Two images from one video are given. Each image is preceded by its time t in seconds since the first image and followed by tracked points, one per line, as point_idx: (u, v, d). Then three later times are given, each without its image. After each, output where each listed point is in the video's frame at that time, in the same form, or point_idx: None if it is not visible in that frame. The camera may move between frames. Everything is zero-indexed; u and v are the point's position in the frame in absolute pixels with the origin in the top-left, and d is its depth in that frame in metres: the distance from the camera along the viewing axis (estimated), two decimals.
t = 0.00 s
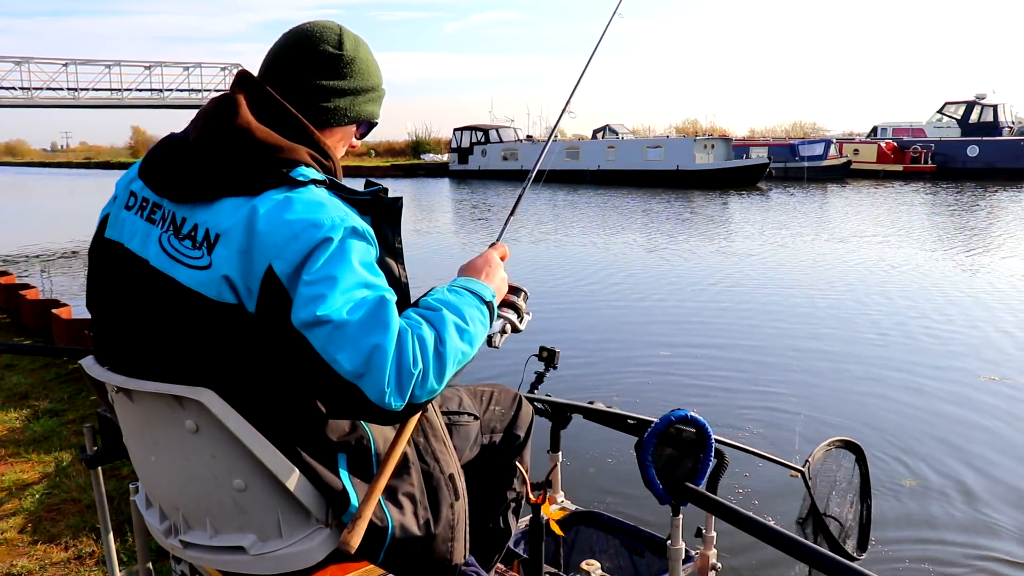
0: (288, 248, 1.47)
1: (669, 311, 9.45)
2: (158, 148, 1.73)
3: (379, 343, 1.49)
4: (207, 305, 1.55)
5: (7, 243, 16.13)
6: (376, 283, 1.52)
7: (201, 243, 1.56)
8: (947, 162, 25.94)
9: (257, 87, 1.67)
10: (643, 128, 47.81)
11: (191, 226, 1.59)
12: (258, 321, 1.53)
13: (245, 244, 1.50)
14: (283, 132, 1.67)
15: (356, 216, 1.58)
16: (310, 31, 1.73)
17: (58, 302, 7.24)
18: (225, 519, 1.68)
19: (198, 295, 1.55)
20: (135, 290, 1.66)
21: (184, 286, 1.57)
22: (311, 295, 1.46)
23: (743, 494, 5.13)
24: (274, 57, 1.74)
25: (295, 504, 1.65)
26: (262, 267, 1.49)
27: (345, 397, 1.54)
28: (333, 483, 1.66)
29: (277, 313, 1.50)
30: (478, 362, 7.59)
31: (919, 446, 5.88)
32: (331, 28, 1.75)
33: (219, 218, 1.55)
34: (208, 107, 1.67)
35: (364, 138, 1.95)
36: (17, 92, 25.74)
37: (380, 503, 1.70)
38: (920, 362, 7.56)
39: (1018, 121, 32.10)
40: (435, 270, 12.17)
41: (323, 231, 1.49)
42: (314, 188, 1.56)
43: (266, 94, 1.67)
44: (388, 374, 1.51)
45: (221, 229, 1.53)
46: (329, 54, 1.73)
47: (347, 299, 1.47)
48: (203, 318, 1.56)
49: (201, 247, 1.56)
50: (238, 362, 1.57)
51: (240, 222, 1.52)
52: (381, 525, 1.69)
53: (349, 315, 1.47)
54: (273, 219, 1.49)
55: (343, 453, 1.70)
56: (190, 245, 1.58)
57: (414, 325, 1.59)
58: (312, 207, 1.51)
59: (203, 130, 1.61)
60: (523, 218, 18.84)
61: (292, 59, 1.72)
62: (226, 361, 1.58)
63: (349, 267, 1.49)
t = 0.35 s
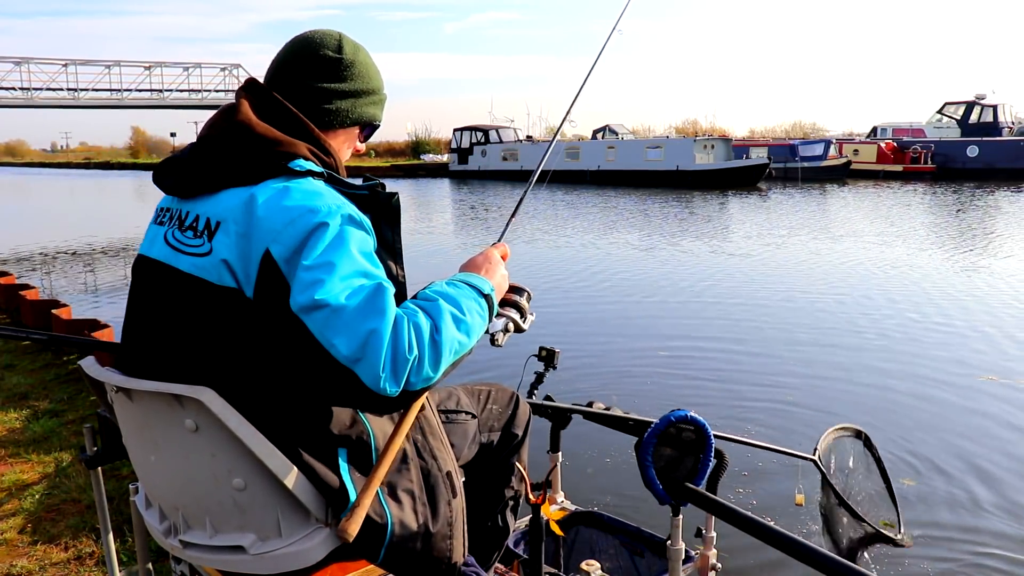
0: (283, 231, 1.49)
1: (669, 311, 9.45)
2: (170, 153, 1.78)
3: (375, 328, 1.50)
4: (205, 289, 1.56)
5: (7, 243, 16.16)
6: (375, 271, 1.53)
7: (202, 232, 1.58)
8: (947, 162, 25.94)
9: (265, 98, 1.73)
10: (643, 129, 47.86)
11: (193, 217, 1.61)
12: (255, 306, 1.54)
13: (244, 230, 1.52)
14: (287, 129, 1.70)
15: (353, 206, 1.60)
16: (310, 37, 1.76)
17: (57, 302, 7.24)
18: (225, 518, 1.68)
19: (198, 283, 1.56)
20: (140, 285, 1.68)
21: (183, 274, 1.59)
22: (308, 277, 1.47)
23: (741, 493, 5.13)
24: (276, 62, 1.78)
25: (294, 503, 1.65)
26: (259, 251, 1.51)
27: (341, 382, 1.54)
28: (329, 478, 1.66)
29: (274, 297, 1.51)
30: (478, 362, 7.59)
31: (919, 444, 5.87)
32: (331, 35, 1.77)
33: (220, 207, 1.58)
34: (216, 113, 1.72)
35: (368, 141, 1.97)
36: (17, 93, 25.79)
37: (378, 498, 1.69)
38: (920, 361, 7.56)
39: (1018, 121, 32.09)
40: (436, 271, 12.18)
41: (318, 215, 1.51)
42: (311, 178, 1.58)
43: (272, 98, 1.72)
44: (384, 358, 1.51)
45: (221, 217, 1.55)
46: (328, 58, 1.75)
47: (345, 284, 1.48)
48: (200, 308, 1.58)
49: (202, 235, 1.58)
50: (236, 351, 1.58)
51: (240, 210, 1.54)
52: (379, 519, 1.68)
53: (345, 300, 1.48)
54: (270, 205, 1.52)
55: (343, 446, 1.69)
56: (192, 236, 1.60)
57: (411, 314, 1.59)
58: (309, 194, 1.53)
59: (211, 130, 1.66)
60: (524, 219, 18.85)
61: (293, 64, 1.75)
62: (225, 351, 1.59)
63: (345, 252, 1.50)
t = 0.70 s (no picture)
0: (298, 208, 1.59)
1: (669, 310, 9.44)
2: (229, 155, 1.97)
3: (384, 305, 1.57)
4: (225, 263, 1.64)
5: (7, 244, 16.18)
6: (388, 254, 1.62)
7: (229, 213, 1.70)
8: (947, 162, 25.94)
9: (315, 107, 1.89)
10: (643, 129, 47.89)
11: (226, 203, 1.74)
12: (269, 281, 1.62)
13: (264, 208, 1.63)
14: (336, 134, 1.86)
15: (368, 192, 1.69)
16: (355, 54, 1.92)
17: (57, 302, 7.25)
18: (225, 517, 1.68)
19: (219, 258, 1.66)
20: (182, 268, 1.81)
21: (206, 250, 1.68)
22: (320, 251, 1.56)
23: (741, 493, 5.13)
24: (325, 77, 1.94)
25: (294, 504, 1.65)
26: (275, 225, 1.61)
27: (351, 357, 1.62)
28: (318, 468, 1.67)
29: (287, 272, 1.59)
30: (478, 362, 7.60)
31: (918, 443, 5.88)
32: (373, 51, 1.92)
33: (249, 191, 1.70)
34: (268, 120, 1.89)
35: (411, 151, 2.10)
36: (17, 93, 25.83)
37: (371, 498, 1.70)
38: (919, 361, 7.56)
39: (1018, 121, 32.09)
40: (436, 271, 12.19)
41: (333, 196, 1.60)
42: (337, 167, 1.70)
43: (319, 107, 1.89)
44: (391, 336, 1.58)
45: (247, 197, 1.67)
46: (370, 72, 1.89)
47: (358, 261, 1.57)
48: (217, 287, 1.64)
49: (229, 216, 1.69)
50: (248, 332, 1.64)
51: (264, 192, 1.66)
52: (367, 518, 1.68)
53: (357, 277, 1.56)
54: (291, 186, 1.63)
55: (343, 435, 1.70)
56: (221, 217, 1.72)
57: (422, 296, 1.67)
58: (326, 178, 1.64)
59: (258, 131, 1.82)
60: (524, 219, 18.85)
61: (339, 78, 1.90)
62: (237, 333, 1.65)
63: (358, 231, 1.59)
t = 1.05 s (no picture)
0: (328, 200, 1.59)
1: (669, 310, 9.45)
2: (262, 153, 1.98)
3: (403, 301, 1.56)
4: (255, 252, 1.64)
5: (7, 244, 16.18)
6: (412, 254, 1.62)
7: (263, 204, 1.70)
8: (947, 162, 25.93)
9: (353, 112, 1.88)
10: (643, 129, 47.90)
11: (261, 195, 1.74)
12: (294, 271, 1.61)
13: (295, 199, 1.63)
14: (373, 143, 1.85)
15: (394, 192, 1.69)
16: (393, 67, 1.93)
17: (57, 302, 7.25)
18: (224, 516, 1.69)
19: (247, 247, 1.66)
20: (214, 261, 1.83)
21: (237, 240, 1.69)
22: (346, 243, 1.56)
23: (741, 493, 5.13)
24: (363, 87, 1.95)
25: (292, 504, 1.65)
26: (304, 215, 1.60)
27: (363, 348, 1.60)
28: (325, 462, 1.67)
29: (311, 264, 1.59)
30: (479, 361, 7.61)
31: (918, 442, 5.88)
32: (410, 66, 1.94)
33: (282, 185, 1.70)
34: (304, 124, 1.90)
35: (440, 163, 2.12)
36: (17, 93, 25.84)
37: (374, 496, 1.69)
38: (919, 361, 7.57)
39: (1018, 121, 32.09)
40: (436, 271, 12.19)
41: (361, 192, 1.60)
42: (368, 168, 1.70)
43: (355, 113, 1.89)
44: (407, 332, 1.58)
45: (282, 189, 1.67)
46: (407, 84, 1.91)
47: (383, 257, 1.56)
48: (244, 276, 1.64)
49: (263, 206, 1.70)
50: (266, 325, 1.64)
51: (297, 184, 1.66)
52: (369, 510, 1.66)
53: (379, 271, 1.55)
54: (324, 180, 1.63)
55: (349, 428, 1.70)
56: (255, 207, 1.72)
57: (439, 294, 1.66)
58: (357, 176, 1.64)
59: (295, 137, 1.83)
60: (524, 219, 18.87)
61: (377, 90, 1.91)
62: (257, 322, 1.64)
63: (384, 227, 1.58)
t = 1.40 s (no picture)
0: (319, 201, 1.57)
1: (669, 310, 9.45)
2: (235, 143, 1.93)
3: (405, 297, 1.57)
4: (242, 256, 1.62)
5: (7, 244, 16.20)
6: (407, 247, 1.61)
7: (247, 205, 1.68)
8: (947, 163, 25.93)
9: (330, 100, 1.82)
10: (643, 129, 47.94)
11: (244, 194, 1.71)
12: (288, 275, 1.61)
13: (285, 200, 1.61)
14: (351, 130, 1.79)
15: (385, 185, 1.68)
16: (363, 45, 1.84)
17: (57, 302, 7.25)
18: (223, 516, 1.69)
19: (236, 251, 1.64)
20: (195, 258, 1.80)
21: (223, 243, 1.67)
22: (341, 245, 1.55)
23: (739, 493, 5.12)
24: (332, 67, 1.86)
25: (292, 503, 1.65)
26: (296, 218, 1.59)
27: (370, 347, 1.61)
28: (333, 468, 1.65)
29: (308, 265, 1.58)
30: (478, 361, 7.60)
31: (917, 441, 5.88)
32: (380, 41, 1.85)
33: (266, 183, 1.67)
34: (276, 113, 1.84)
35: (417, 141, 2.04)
36: (17, 94, 25.85)
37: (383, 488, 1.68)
38: (918, 361, 7.57)
39: (1018, 121, 32.13)
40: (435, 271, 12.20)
41: (353, 188, 1.58)
42: (354, 161, 1.67)
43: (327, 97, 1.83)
44: (411, 327, 1.58)
45: (266, 189, 1.65)
46: (379, 61, 1.82)
47: (380, 255, 1.56)
48: (234, 279, 1.63)
49: (247, 208, 1.67)
50: (262, 326, 1.63)
51: (283, 185, 1.63)
52: (381, 506, 1.66)
53: (377, 270, 1.55)
54: (311, 179, 1.61)
55: (355, 427, 1.67)
56: (238, 210, 1.69)
57: (440, 287, 1.66)
58: (345, 172, 1.62)
59: (270, 129, 1.78)
60: (524, 220, 18.88)
61: (350, 70, 1.82)
62: (252, 326, 1.63)
63: (378, 224, 1.58)
